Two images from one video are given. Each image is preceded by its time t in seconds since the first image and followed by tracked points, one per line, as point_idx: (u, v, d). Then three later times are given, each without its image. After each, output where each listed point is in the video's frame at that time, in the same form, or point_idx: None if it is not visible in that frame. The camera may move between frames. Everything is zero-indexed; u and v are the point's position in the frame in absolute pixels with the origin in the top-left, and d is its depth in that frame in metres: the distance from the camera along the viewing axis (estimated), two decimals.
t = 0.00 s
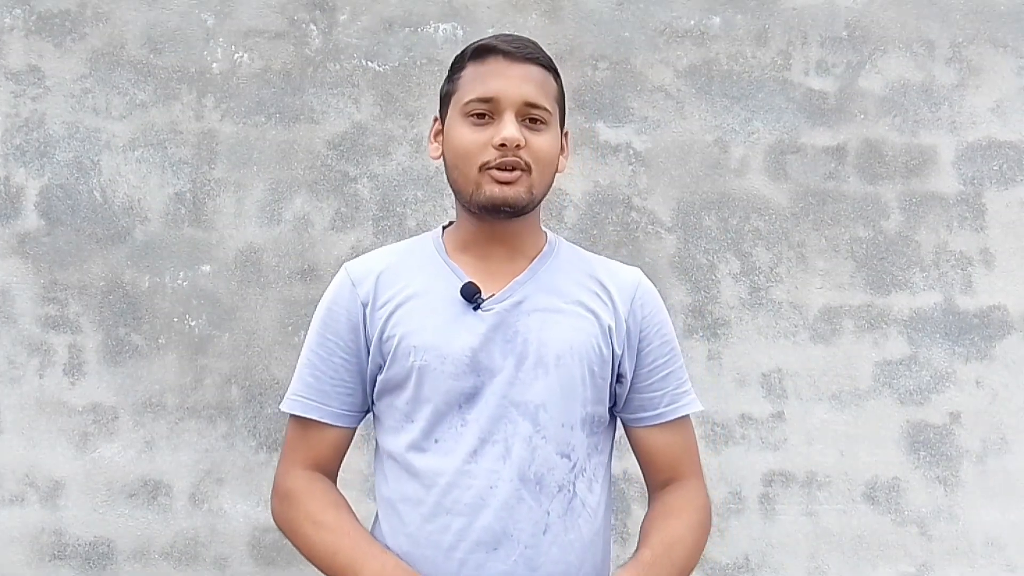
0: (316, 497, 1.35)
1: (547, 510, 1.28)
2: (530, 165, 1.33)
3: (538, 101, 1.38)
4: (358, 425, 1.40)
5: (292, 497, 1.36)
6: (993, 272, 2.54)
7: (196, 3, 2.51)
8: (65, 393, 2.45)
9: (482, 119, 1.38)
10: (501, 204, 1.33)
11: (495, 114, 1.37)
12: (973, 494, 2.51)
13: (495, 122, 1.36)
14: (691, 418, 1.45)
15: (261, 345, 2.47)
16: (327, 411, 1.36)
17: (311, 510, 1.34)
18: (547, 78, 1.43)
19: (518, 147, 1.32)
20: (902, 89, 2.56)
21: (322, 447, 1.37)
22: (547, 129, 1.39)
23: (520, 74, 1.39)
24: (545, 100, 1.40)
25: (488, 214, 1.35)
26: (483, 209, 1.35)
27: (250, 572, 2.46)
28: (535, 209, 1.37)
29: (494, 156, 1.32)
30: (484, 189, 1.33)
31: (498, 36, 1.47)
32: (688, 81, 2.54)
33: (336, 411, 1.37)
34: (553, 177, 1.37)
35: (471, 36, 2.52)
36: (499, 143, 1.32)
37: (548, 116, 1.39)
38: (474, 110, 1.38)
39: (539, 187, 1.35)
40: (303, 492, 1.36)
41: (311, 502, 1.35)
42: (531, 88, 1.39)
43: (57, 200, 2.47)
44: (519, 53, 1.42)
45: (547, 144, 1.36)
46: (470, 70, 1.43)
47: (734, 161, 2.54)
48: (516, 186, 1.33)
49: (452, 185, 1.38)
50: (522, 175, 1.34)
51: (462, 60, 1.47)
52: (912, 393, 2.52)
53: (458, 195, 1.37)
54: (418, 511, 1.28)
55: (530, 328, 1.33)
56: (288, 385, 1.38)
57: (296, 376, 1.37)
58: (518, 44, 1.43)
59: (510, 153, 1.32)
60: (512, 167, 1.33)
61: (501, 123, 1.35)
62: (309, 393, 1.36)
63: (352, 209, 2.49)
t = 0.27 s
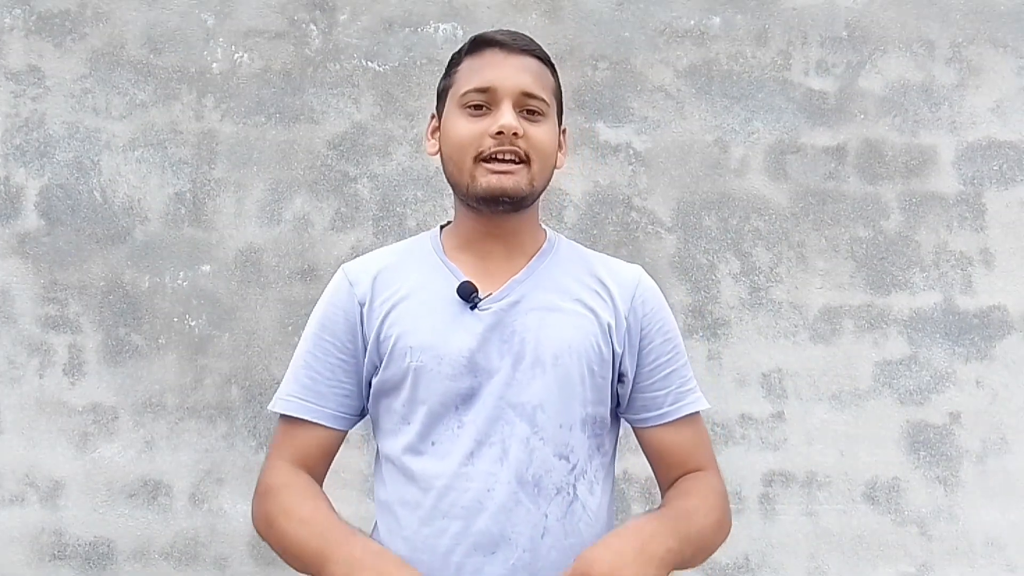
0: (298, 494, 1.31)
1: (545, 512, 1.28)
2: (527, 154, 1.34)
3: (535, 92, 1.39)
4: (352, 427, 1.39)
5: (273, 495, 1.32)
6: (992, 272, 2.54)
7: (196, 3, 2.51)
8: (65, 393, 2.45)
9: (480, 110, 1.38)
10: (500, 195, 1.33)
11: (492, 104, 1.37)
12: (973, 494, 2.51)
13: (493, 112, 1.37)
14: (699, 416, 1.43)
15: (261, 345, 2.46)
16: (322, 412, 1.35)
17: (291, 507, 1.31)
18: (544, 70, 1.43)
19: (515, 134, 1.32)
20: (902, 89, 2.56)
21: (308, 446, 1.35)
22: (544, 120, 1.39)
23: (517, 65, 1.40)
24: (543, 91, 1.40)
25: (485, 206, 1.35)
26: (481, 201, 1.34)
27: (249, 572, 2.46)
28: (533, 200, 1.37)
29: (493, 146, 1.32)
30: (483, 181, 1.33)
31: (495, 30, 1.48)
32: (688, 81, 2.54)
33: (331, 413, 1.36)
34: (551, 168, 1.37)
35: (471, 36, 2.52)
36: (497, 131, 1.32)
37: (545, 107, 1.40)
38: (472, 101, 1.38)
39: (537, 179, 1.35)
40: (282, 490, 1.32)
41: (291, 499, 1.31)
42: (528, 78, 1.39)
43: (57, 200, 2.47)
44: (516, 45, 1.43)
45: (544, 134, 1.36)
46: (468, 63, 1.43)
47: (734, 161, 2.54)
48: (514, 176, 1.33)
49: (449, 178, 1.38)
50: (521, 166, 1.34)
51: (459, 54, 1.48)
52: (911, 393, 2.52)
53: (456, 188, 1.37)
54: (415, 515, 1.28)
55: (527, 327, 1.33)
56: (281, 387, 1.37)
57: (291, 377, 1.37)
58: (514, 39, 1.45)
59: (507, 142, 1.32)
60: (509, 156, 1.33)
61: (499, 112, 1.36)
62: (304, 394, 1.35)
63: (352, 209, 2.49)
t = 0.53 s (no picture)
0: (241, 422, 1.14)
1: (548, 509, 1.28)
2: (528, 143, 1.34)
3: (533, 84, 1.40)
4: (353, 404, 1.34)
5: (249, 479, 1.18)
6: (992, 272, 2.54)
7: (196, 3, 2.51)
8: (65, 393, 2.45)
9: (479, 102, 1.39)
10: (499, 187, 1.32)
11: (491, 96, 1.39)
12: (973, 494, 2.51)
13: (492, 103, 1.38)
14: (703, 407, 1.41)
15: (261, 345, 2.46)
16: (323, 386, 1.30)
17: (244, 456, 1.14)
18: (541, 63, 1.46)
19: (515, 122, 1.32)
20: (902, 89, 2.56)
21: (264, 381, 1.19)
22: (544, 110, 1.40)
23: (515, 58, 1.42)
24: (541, 82, 1.42)
25: (485, 198, 1.35)
26: (481, 194, 1.34)
27: (250, 572, 2.46)
28: (533, 191, 1.36)
29: (492, 134, 1.33)
30: (482, 172, 1.32)
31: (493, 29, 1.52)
32: (688, 81, 2.54)
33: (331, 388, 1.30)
34: (551, 158, 1.38)
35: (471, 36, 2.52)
36: (496, 121, 1.33)
37: (544, 98, 1.41)
38: (471, 94, 1.40)
39: (537, 170, 1.34)
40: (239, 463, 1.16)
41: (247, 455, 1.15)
42: (526, 70, 1.42)
43: (57, 200, 2.47)
44: (514, 40, 1.46)
45: (543, 123, 1.37)
46: (467, 59, 1.46)
47: (734, 161, 2.54)
48: (514, 166, 1.32)
49: (449, 171, 1.39)
50: (520, 157, 1.33)
51: (459, 53, 1.52)
52: (911, 393, 2.52)
53: (456, 181, 1.37)
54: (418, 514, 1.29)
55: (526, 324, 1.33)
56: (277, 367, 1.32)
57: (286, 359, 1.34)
58: (512, 34, 1.48)
59: (507, 131, 1.33)
60: (509, 147, 1.34)
61: (498, 104, 1.37)
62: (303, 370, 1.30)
63: (352, 209, 2.49)
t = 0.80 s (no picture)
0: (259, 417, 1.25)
1: (551, 514, 1.28)
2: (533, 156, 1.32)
3: (542, 92, 1.38)
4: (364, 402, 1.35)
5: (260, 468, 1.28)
6: (992, 272, 2.54)
7: (196, 3, 2.51)
8: (64, 393, 2.45)
9: (486, 110, 1.38)
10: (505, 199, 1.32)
11: (499, 104, 1.37)
12: (972, 494, 2.51)
13: (499, 113, 1.36)
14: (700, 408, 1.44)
15: (261, 345, 2.46)
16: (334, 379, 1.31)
17: (263, 449, 1.26)
18: (550, 68, 1.43)
19: (521, 136, 1.30)
20: (902, 89, 2.56)
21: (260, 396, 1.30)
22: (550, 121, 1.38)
23: (524, 65, 1.39)
24: (549, 91, 1.40)
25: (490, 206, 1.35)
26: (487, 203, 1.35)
27: (250, 572, 2.46)
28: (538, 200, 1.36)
29: (498, 146, 1.31)
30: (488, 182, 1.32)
31: (502, 26, 1.49)
32: (688, 81, 2.54)
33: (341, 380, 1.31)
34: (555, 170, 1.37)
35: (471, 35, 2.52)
36: (502, 134, 1.30)
37: (550, 108, 1.39)
38: (478, 100, 1.38)
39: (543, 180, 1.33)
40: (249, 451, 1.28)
41: (255, 440, 1.27)
42: (535, 78, 1.39)
43: (57, 200, 2.47)
44: (523, 43, 1.43)
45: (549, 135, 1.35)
46: (474, 59, 1.43)
47: (734, 161, 2.54)
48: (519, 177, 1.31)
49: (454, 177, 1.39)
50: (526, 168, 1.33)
51: (466, 48, 1.49)
52: (911, 393, 2.52)
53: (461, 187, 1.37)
54: (419, 518, 1.27)
55: (530, 326, 1.35)
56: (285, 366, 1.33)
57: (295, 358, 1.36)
58: (522, 36, 1.44)
59: (513, 144, 1.31)
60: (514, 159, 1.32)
61: (505, 114, 1.35)
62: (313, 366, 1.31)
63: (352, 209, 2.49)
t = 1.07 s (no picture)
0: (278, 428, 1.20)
1: (554, 514, 1.28)
2: (539, 160, 1.33)
3: (548, 97, 1.38)
4: (371, 405, 1.34)
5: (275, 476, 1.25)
6: (992, 274, 2.55)
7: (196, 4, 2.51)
8: (65, 394, 2.45)
9: (492, 112, 1.38)
10: (510, 201, 1.33)
11: (505, 107, 1.37)
12: (973, 495, 2.51)
13: (505, 116, 1.36)
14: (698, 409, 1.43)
15: (261, 347, 2.47)
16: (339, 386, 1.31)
17: (284, 461, 1.22)
18: (557, 72, 1.43)
19: (528, 140, 1.30)
20: (902, 91, 2.56)
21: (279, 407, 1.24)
22: (556, 124, 1.39)
23: (532, 69, 1.39)
24: (555, 95, 1.40)
25: (495, 209, 1.36)
26: (491, 205, 1.35)
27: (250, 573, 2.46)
28: (542, 203, 1.37)
29: (504, 149, 1.31)
30: (493, 185, 1.33)
31: (509, 29, 1.48)
32: (688, 83, 2.54)
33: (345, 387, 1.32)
34: (560, 173, 1.37)
35: (471, 37, 2.52)
36: (509, 136, 1.30)
37: (557, 112, 1.39)
38: (485, 104, 1.38)
39: (547, 183, 1.35)
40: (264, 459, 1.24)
41: (271, 450, 1.22)
42: (542, 83, 1.39)
43: (57, 201, 2.47)
44: (531, 47, 1.43)
45: (555, 139, 1.36)
46: (481, 63, 1.43)
47: (734, 163, 2.54)
48: (525, 181, 1.33)
49: (459, 179, 1.39)
50: (531, 170, 1.33)
51: (473, 52, 1.49)
52: (912, 394, 2.52)
53: (466, 189, 1.37)
54: (423, 517, 1.27)
55: (535, 327, 1.34)
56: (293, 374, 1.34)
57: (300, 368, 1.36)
58: (530, 39, 1.44)
59: (519, 148, 1.31)
60: (520, 162, 1.32)
61: (511, 117, 1.35)
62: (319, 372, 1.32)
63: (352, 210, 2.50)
